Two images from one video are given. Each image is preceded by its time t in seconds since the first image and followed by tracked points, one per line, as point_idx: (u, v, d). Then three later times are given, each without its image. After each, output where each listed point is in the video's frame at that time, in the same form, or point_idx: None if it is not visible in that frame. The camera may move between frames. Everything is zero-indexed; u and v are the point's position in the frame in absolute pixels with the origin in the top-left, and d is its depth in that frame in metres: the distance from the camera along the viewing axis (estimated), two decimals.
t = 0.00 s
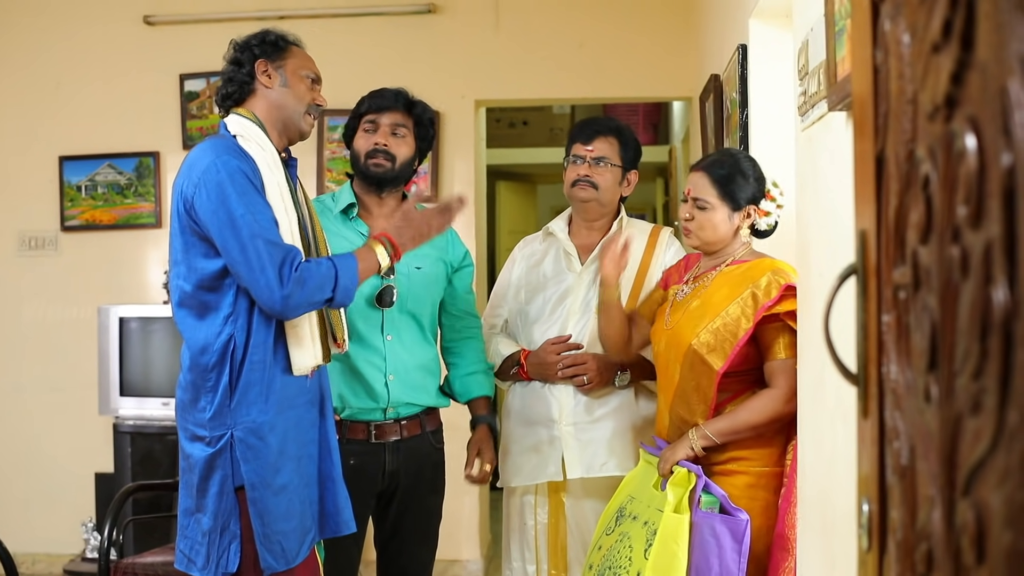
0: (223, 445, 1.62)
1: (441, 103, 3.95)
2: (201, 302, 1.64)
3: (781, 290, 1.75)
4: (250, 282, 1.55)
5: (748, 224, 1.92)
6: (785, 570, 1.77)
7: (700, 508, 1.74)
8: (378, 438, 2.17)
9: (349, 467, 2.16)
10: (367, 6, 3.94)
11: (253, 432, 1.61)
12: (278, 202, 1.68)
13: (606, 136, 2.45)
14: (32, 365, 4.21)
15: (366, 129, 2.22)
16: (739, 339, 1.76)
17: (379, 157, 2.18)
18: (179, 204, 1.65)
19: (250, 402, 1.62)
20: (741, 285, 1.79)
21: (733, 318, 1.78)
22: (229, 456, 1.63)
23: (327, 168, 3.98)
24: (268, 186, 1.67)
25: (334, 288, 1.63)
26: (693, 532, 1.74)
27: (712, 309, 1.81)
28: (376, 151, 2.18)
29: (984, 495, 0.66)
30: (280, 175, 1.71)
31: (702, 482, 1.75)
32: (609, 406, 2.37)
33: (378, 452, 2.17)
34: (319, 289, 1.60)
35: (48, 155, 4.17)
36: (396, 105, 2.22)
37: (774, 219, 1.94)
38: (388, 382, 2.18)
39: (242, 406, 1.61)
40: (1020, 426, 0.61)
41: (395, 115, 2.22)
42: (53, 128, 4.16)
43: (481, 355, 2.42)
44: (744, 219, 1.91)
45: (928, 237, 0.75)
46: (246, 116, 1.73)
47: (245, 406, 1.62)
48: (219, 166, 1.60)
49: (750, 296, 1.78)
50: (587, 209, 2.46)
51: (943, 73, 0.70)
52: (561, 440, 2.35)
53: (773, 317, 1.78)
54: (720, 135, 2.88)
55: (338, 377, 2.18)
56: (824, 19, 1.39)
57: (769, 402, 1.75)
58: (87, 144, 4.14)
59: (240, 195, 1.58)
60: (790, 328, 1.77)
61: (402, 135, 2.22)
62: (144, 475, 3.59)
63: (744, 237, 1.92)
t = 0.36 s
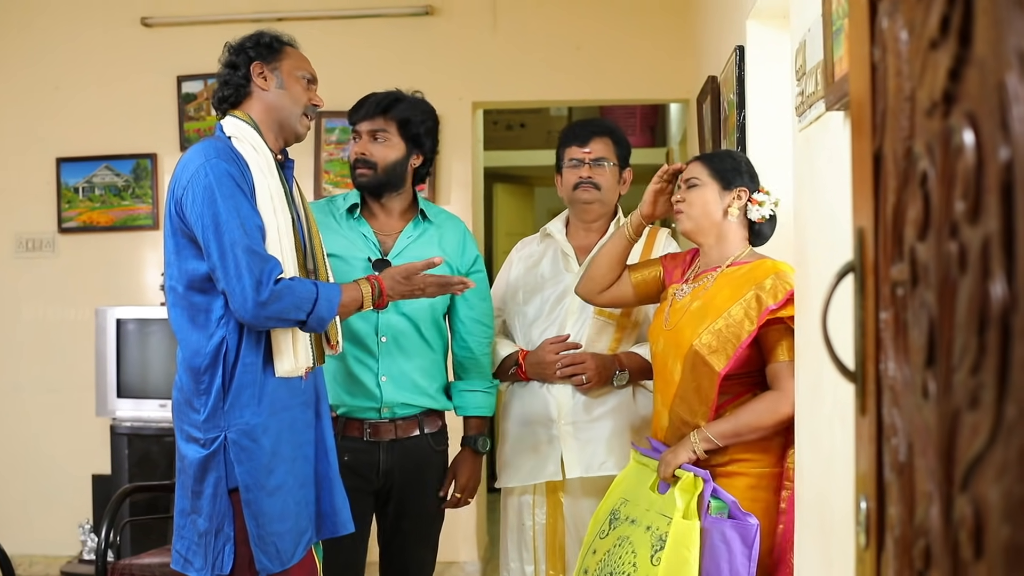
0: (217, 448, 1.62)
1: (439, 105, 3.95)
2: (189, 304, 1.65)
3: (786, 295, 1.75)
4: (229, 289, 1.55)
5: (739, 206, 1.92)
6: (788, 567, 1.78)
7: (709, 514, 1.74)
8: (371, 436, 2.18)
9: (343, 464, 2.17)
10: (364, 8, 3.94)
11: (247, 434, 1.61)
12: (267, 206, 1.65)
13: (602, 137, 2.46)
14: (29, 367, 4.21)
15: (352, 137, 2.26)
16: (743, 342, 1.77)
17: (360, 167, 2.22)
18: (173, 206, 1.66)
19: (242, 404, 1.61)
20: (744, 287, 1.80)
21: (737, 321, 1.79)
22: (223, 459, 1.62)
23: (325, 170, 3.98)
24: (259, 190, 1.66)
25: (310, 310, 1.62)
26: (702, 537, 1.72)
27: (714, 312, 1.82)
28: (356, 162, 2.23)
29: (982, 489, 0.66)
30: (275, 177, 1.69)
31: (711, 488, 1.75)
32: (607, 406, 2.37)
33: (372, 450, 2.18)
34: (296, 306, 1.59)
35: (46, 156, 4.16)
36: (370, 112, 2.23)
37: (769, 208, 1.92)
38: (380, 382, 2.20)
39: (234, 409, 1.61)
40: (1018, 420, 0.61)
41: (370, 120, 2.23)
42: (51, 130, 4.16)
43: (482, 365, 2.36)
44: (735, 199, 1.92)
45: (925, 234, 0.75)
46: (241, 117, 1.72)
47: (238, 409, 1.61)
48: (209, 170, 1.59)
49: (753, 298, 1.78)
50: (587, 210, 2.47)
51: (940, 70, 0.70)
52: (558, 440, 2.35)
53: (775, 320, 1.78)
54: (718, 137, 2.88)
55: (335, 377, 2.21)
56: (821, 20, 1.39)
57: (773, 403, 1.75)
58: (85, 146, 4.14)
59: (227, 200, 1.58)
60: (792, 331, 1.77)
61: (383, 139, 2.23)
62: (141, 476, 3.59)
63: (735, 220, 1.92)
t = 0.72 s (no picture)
0: (209, 448, 1.62)
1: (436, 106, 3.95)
2: (183, 303, 1.65)
3: (749, 293, 1.73)
4: (222, 289, 1.55)
5: (723, 209, 1.93)
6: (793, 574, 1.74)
7: (696, 523, 1.74)
8: (374, 434, 2.18)
9: (345, 462, 2.17)
10: (361, 8, 3.95)
11: (240, 434, 1.61)
12: (262, 208, 1.66)
13: (605, 139, 2.46)
14: (27, 368, 4.20)
15: (372, 147, 2.21)
16: (716, 342, 1.76)
17: (385, 179, 2.20)
18: (168, 205, 1.66)
19: (236, 404, 1.61)
20: (717, 287, 1.80)
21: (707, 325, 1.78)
22: (216, 459, 1.62)
23: (322, 170, 3.97)
24: (255, 192, 1.66)
25: (303, 310, 1.62)
26: (690, 547, 1.73)
27: (692, 315, 1.82)
28: (382, 174, 2.20)
29: (978, 483, 0.67)
30: (271, 179, 1.70)
31: (698, 496, 1.76)
32: (606, 404, 2.38)
33: (375, 449, 2.18)
34: (289, 307, 1.59)
35: (43, 157, 4.16)
36: (396, 128, 2.20)
37: (755, 213, 1.91)
38: (381, 382, 2.19)
39: (228, 409, 1.61)
40: (1015, 412, 0.61)
41: (399, 134, 2.20)
42: (48, 131, 4.15)
43: (489, 362, 2.33)
44: (718, 202, 1.93)
45: (922, 229, 0.76)
46: (239, 118, 1.73)
47: (231, 409, 1.61)
48: (204, 170, 1.59)
49: (721, 298, 1.77)
50: (584, 211, 2.47)
51: (937, 64, 0.70)
52: (558, 438, 2.36)
53: (747, 318, 1.77)
54: (714, 137, 2.88)
55: (337, 377, 2.20)
56: (818, 18, 1.40)
57: (756, 404, 1.74)
58: (82, 147, 4.14)
59: (222, 201, 1.58)
60: (767, 328, 1.75)
61: (409, 151, 2.22)
62: (138, 477, 3.58)
63: (716, 222, 1.93)
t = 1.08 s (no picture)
0: (207, 450, 1.62)
1: (436, 107, 3.96)
2: (181, 305, 1.64)
3: (739, 294, 1.74)
4: (204, 293, 1.55)
5: (715, 213, 1.93)
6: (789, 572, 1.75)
7: (695, 526, 1.74)
8: (366, 437, 2.19)
9: (338, 467, 2.18)
10: (361, 10, 3.95)
11: (237, 437, 1.61)
12: (260, 210, 1.65)
13: (604, 140, 2.46)
14: (27, 370, 4.20)
15: (377, 148, 2.19)
16: (710, 345, 1.77)
17: (393, 182, 2.20)
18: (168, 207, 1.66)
19: (234, 406, 1.61)
20: (712, 289, 1.80)
21: (702, 330, 1.78)
22: (213, 461, 1.62)
23: (321, 173, 3.97)
24: (253, 195, 1.65)
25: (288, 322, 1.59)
26: (690, 550, 1.73)
27: (688, 319, 1.82)
28: (392, 176, 2.20)
29: (978, 479, 0.67)
30: (271, 180, 1.70)
31: (698, 496, 1.76)
32: (608, 405, 2.38)
33: (366, 452, 2.19)
34: (267, 323, 1.56)
35: (43, 158, 4.16)
36: (404, 126, 2.20)
37: (749, 213, 1.90)
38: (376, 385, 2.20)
39: (225, 411, 1.61)
40: (1014, 407, 0.62)
41: (409, 136, 2.21)
42: (49, 132, 4.16)
43: (472, 362, 2.39)
44: (710, 207, 1.93)
45: (921, 226, 0.76)
46: (239, 118, 1.73)
47: (229, 411, 1.61)
48: (199, 172, 1.59)
49: (715, 301, 1.78)
50: (584, 214, 2.47)
51: (936, 61, 0.71)
52: (560, 439, 2.37)
53: (742, 319, 1.77)
54: (714, 138, 2.89)
55: (327, 381, 2.18)
56: (817, 18, 1.40)
57: (754, 405, 1.74)
58: (82, 148, 4.14)
59: (212, 204, 1.58)
60: (762, 330, 1.75)
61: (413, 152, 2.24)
62: (138, 479, 3.58)
63: (710, 227, 1.94)
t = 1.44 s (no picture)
0: (200, 451, 1.61)
1: (436, 109, 3.96)
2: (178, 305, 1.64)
3: (746, 296, 1.74)
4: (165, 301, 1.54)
5: (706, 215, 1.93)
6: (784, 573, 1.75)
7: (701, 524, 1.74)
8: (359, 439, 2.18)
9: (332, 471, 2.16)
10: (361, 12, 3.96)
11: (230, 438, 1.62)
12: (252, 211, 1.64)
13: (599, 140, 2.46)
14: (27, 371, 4.20)
15: (370, 148, 2.20)
16: (714, 345, 1.77)
17: (385, 182, 2.22)
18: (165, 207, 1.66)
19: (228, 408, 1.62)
20: (717, 290, 1.80)
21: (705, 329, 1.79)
22: (206, 463, 1.61)
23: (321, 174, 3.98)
24: (246, 195, 1.64)
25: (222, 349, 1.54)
26: (695, 547, 1.74)
27: (691, 319, 1.82)
28: (384, 176, 2.21)
29: (976, 475, 0.67)
30: (267, 180, 1.69)
31: (703, 497, 1.76)
32: (608, 405, 2.38)
33: (361, 454, 2.18)
34: (200, 353, 1.52)
35: (43, 160, 4.17)
36: (395, 127, 2.22)
37: (740, 214, 1.90)
38: (370, 386, 2.20)
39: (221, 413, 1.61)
40: (1014, 401, 0.62)
41: (399, 137, 2.24)
42: (48, 134, 4.16)
43: (454, 359, 2.45)
44: (701, 209, 1.93)
45: (919, 224, 0.76)
46: (238, 119, 1.75)
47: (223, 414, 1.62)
48: (184, 172, 1.58)
49: (720, 302, 1.78)
50: (581, 215, 2.47)
51: (934, 59, 0.71)
52: (559, 440, 2.36)
53: (747, 321, 1.77)
54: (714, 139, 2.89)
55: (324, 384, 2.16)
56: (816, 19, 1.40)
57: (757, 405, 1.74)
58: (83, 150, 4.14)
59: (189, 207, 1.55)
60: (767, 332, 1.75)
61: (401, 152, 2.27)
62: (138, 480, 3.58)
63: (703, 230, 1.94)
